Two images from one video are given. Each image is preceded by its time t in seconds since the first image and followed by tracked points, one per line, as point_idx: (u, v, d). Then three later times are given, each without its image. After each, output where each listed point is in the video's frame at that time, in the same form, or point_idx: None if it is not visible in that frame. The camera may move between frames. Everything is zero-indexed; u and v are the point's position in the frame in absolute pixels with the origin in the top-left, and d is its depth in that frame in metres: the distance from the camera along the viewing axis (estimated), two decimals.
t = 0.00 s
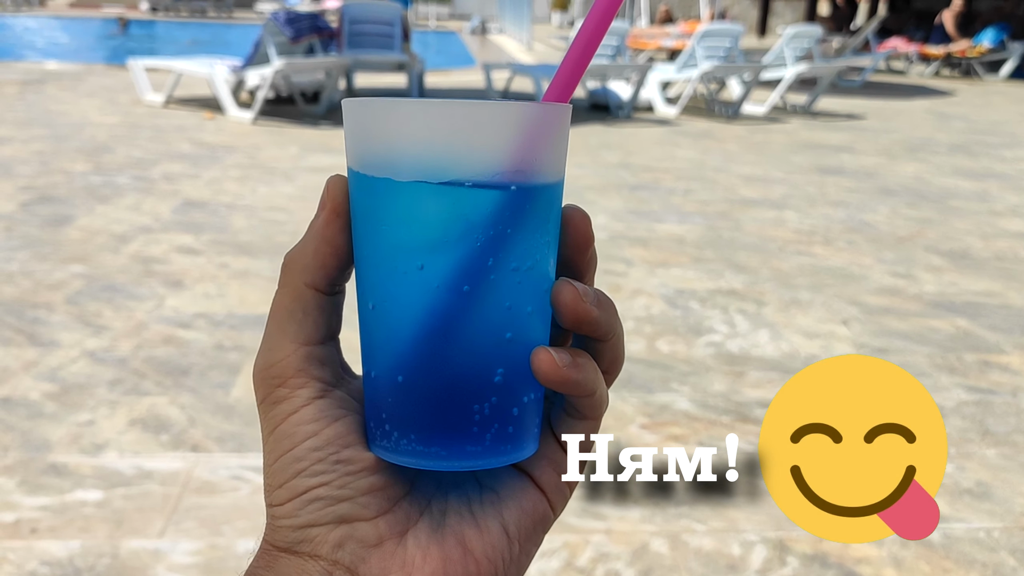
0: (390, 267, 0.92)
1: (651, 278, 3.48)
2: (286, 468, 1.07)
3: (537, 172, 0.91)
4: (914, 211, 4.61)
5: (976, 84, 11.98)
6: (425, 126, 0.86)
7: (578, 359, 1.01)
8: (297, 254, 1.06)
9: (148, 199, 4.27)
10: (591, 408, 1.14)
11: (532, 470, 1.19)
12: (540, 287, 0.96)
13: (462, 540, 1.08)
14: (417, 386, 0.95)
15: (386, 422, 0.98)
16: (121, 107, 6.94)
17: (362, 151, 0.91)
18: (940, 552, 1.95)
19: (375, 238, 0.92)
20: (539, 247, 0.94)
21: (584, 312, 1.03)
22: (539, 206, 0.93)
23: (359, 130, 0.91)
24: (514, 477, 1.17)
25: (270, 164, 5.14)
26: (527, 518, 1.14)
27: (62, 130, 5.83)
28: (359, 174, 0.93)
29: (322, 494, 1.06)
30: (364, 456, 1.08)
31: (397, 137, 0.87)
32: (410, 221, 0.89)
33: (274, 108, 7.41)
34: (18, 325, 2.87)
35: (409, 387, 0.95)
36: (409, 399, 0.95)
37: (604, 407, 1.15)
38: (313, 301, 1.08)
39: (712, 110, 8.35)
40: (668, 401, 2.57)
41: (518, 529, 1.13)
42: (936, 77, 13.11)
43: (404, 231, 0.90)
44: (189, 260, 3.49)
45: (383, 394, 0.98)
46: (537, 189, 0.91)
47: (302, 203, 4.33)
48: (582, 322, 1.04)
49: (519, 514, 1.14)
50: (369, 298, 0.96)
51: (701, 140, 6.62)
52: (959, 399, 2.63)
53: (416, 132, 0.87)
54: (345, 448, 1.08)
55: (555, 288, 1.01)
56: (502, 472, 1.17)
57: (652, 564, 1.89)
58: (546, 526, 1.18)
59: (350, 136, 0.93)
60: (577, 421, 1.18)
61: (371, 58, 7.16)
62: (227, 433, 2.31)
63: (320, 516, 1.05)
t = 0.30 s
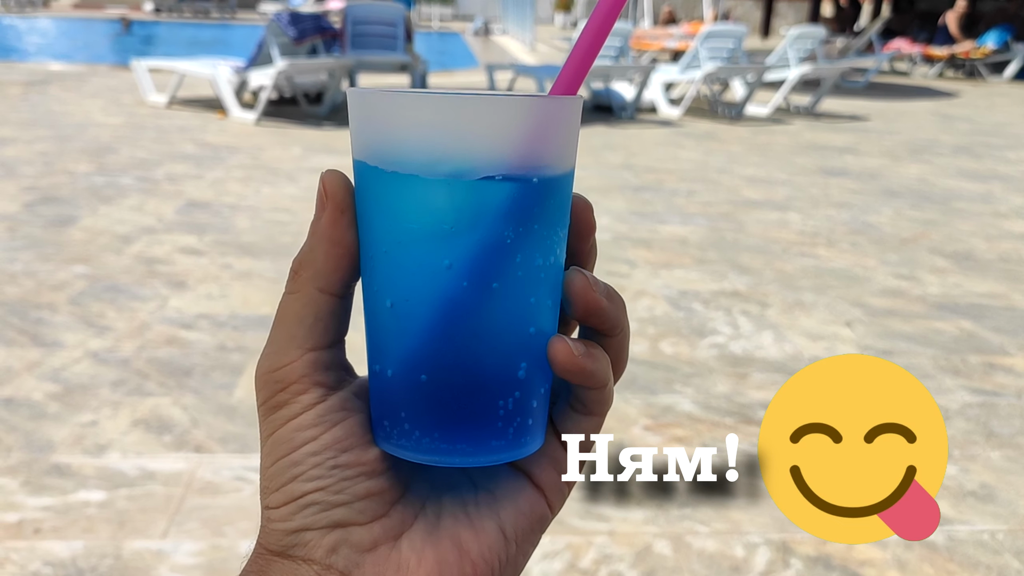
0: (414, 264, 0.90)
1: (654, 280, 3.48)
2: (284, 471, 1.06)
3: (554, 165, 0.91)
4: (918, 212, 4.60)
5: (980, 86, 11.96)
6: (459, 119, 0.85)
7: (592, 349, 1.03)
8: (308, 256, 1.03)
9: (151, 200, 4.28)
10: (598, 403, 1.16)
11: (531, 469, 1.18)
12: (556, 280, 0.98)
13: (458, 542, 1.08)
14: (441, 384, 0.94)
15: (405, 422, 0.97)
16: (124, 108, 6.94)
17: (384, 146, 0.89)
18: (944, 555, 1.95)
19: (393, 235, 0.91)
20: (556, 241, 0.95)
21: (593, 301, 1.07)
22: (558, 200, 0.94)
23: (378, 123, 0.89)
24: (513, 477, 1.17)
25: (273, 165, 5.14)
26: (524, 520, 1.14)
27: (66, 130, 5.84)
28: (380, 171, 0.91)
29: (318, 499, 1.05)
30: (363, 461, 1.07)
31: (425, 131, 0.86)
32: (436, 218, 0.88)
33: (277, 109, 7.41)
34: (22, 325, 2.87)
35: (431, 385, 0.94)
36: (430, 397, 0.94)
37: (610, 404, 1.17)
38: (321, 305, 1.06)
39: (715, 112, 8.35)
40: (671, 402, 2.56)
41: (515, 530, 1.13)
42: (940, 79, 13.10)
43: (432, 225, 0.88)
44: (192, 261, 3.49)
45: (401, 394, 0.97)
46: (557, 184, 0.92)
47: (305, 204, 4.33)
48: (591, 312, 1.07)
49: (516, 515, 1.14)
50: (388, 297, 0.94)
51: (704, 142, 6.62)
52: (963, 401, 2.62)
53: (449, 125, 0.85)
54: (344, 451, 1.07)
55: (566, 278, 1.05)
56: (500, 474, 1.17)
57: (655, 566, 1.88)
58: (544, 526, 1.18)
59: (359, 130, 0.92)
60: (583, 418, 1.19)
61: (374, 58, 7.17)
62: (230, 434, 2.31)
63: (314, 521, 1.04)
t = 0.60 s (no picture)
0: (494, 288, 0.89)
1: (657, 281, 3.48)
2: (301, 494, 1.00)
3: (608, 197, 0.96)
4: (920, 213, 4.60)
5: (983, 86, 11.95)
6: (564, 148, 0.85)
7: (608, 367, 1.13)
8: (354, 284, 0.92)
9: (154, 202, 4.29)
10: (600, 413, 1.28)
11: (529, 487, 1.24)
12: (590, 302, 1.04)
13: (462, 564, 1.10)
14: (509, 406, 0.95)
15: (462, 444, 0.97)
16: (128, 110, 6.96)
17: (474, 165, 0.86)
18: (947, 557, 1.94)
19: (458, 258, 0.89)
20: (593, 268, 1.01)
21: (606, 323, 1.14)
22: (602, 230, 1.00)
23: (470, 141, 0.86)
24: (510, 498, 1.21)
25: (276, 167, 5.15)
26: (522, 538, 1.19)
27: (69, 132, 5.85)
28: (465, 191, 0.87)
29: (332, 525, 1.00)
30: (381, 486, 1.03)
31: (525, 155, 0.85)
32: (511, 243, 0.87)
33: (280, 111, 7.42)
34: (25, 327, 2.88)
35: (494, 410, 0.95)
36: (493, 420, 0.95)
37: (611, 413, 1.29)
38: (365, 335, 0.95)
39: (718, 113, 8.34)
40: (673, 404, 2.56)
41: (514, 550, 1.18)
42: (943, 79, 13.08)
43: (520, 250, 0.88)
44: (194, 263, 3.50)
45: (460, 418, 0.96)
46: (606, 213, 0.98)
47: (307, 206, 4.33)
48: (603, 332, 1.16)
49: (514, 534, 1.18)
50: (460, 319, 0.91)
51: (706, 143, 6.61)
52: (966, 403, 2.61)
53: (555, 153, 0.85)
54: (364, 476, 1.01)
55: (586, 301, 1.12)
56: (497, 495, 1.20)
57: (657, 568, 1.88)
58: (537, 543, 1.24)
59: (411, 146, 0.91)
60: (584, 429, 1.29)
61: (376, 60, 7.17)
62: (232, 436, 2.31)
63: (325, 547, 1.00)
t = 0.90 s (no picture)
0: (535, 311, 0.90)
1: (657, 283, 3.47)
2: (322, 523, 1.02)
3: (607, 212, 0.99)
4: (922, 215, 4.59)
5: (985, 88, 11.93)
6: (596, 170, 0.87)
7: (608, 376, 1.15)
8: (394, 326, 0.91)
9: (155, 203, 4.29)
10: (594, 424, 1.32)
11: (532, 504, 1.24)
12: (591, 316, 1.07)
13: None
14: (546, 424, 0.96)
15: (503, 467, 0.96)
16: (129, 112, 6.96)
17: (509, 193, 0.86)
18: (947, 560, 1.93)
19: (495, 287, 0.89)
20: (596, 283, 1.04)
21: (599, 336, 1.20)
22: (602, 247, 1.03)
23: (502, 170, 0.85)
24: (515, 517, 1.21)
25: (277, 168, 5.15)
26: (529, 557, 1.20)
27: (71, 134, 5.86)
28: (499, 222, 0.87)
29: (352, 554, 1.02)
30: (400, 514, 1.05)
31: (561, 179, 0.86)
32: (552, 268, 0.88)
33: (281, 112, 7.43)
34: (26, 329, 2.88)
35: (532, 430, 0.95)
36: (531, 440, 0.96)
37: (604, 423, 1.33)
38: (400, 372, 0.95)
39: (719, 114, 8.34)
40: (674, 406, 2.56)
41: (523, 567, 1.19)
42: (945, 80, 13.06)
43: (558, 273, 0.89)
44: (195, 265, 3.50)
45: (500, 442, 0.95)
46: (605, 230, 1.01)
47: (308, 208, 4.33)
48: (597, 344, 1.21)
49: (521, 552, 1.19)
50: (501, 345, 0.91)
51: (708, 144, 6.61)
52: (967, 405, 2.61)
53: (587, 176, 0.86)
54: (385, 505, 1.03)
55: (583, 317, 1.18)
56: (501, 515, 1.20)
57: (657, 571, 1.88)
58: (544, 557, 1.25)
59: (431, 176, 0.90)
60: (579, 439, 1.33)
61: (377, 61, 7.18)
62: (232, 438, 2.31)
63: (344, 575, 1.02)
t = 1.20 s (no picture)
0: (518, 316, 0.89)
1: (656, 284, 3.47)
2: (326, 533, 1.02)
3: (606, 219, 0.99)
4: (920, 216, 4.59)
5: (984, 89, 11.94)
6: (580, 175, 0.87)
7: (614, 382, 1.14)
8: (378, 322, 0.93)
9: (154, 205, 4.29)
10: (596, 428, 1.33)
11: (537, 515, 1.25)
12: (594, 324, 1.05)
13: None
14: (535, 430, 0.95)
15: (490, 472, 0.96)
16: (128, 113, 6.96)
17: (490, 199, 0.86)
18: (946, 560, 1.94)
19: (480, 291, 0.89)
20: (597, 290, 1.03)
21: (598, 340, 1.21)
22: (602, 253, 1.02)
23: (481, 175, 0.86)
24: (520, 526, 1.23)
25: (276, 170, 5.15)
26: (535, 566, 1.21)
27: (69, 135, 5.86)
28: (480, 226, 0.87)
29: (356, 563, 1.02)
30: (403, 522, 1.05)
31: (543, 185, 0.86)
32: (535, 271, 0.88)
33: (280, 113, 7.44)
34: (24, 331, 2.88)
35: (521, 437, 0.95)
36: (520, 447, 0.95)
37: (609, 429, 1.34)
38: (390, 370, 0.97)
39: (718, 116, 8.34)
40: (673, 407, 2.56)
41: None
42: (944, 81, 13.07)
43: (542, 277, 0.88)
44: (194, 266, 3.50)
45: (489, 447, 0.95)
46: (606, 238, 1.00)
47: (307, 209, 4.33)
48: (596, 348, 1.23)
49: (528, 562, 1.20)
50: (485, 349, 0.91)
51: (706, 145, 6.62)
52: (965, 405, 2.61)
53: (571, 181, 0.86)
54: (387, 512, 1.03)
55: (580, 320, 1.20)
56: (506, 525, 1.21)
57: (656, 571, 1.88)
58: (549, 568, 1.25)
59: (420, 182, 0.92)
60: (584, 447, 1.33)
61: (376, 62, 7.18)
62: (231, 439, 2.31)
63: None
